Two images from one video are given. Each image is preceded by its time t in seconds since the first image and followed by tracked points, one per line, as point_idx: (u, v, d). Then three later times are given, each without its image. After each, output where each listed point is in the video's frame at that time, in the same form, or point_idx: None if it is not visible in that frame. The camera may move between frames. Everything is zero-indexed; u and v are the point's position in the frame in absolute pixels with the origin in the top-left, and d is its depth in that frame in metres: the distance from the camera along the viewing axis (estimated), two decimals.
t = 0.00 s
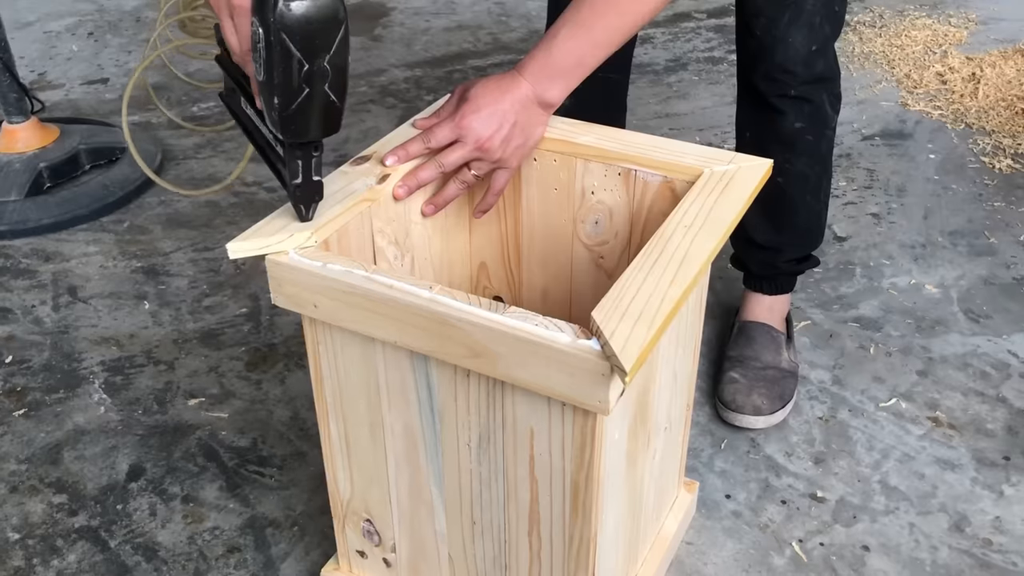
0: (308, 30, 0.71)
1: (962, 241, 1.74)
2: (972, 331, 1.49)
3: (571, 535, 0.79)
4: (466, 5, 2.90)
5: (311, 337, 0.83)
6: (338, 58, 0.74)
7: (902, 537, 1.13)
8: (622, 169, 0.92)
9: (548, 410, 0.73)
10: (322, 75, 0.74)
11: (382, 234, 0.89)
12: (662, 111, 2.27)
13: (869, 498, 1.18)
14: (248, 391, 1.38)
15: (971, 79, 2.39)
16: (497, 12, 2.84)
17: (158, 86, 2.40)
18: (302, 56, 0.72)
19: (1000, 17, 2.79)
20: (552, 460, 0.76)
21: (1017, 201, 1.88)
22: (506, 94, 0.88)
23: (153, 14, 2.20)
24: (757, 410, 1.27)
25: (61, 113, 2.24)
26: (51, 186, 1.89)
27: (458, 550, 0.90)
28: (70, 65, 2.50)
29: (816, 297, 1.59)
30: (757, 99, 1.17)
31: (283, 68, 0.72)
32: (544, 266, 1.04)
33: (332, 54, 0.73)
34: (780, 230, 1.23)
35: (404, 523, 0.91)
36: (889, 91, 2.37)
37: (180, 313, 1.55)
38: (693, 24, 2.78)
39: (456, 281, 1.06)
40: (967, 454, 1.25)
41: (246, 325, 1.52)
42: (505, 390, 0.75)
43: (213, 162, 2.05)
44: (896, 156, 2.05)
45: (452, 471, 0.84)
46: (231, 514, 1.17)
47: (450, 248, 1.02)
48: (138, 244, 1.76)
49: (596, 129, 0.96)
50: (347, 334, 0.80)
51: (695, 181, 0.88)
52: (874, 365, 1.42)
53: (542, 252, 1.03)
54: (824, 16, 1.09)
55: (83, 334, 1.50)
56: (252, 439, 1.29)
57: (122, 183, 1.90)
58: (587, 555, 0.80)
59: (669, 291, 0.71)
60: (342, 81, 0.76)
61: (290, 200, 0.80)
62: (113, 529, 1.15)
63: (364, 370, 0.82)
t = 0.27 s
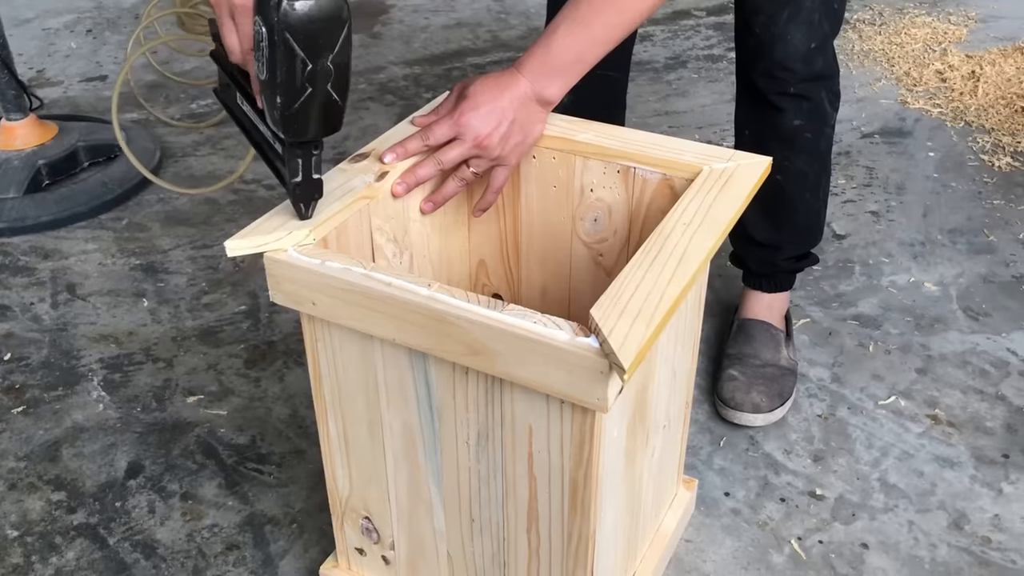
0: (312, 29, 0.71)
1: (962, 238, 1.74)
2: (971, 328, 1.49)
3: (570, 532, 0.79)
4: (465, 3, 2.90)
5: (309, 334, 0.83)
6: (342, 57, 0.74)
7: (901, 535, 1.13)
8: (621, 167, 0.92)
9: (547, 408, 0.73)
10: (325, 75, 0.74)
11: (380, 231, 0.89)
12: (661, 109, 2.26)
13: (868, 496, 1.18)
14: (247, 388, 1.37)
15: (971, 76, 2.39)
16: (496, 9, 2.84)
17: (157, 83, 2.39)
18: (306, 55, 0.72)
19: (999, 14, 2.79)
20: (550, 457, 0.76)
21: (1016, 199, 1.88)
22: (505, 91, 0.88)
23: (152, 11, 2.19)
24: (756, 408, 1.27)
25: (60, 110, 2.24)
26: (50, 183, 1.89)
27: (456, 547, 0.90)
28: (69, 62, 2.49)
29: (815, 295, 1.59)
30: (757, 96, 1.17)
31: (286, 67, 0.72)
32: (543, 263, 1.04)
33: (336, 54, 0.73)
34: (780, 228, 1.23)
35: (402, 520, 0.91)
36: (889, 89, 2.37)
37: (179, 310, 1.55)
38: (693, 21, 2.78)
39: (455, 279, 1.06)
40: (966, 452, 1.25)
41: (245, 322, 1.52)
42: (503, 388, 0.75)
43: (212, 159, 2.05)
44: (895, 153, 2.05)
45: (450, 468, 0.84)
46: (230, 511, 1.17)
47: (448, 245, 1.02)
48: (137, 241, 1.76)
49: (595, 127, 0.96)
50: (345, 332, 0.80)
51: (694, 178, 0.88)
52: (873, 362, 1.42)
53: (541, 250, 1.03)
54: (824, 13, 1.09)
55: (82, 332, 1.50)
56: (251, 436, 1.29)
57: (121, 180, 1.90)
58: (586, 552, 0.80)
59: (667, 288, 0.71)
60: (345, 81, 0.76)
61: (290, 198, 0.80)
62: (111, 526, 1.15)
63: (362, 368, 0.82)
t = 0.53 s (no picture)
0: None
1: (961, 238, 1.75)
2: (971, 328, 1.50)
3: (569, 531, 0.80)
4: (465, 2, 2.90)
5: (310, 333, 0.83)
6: (370, 20, 0.76)
7: (900, 534, 1.13)
8: (621, 166, 0.92)
9: (547, 407, 0.74)
10: (355, 36, 0.75)
11: (381, 231, 0.89)
12: (661, 108, 2.27)
13: (867, 496, 1.19)
14: (248, 387, 1.38)
15: (971, 76, 2.39)
16: (496, 9, 2.84)
17: (157, 83, 2.40)
18: (334, 20, 0.74)
19: (999, 14, 2.79)
20: (550, 456, 0.76)
21: (1016, 198, 1.89)
22: (507, 90, 0.88)
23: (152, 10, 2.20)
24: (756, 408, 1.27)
25: (60, 109, 2.24)
26: (50, 183, 1.89)
27: (456, 546, 0.90)
28: (69, 61, 2.49)
29: (815, 295, 1.59)
30: (757, 96, 1.17)
31: (317, 33, 0.74)
32: (543, 263, 1.04)
33: (363, 17, 0.75)
34: (780, 228, 1.23)
35: (403, 519, 0.92)
36: (889, 89, 2.37)
37: (179, 310, 1.56)
38: (693, 21, 2.78)
39: (455, 278, 1.06)
40: (965, 452, 1.26)
41: (245, 322, 1.52)
42: (504, 387, 0.75)
43: (212, 158, 2.05)
44: (895, 153, 2.05)
45: (450, 467, 0.84)
46: (231, 510, 1.17)
47: (449, 244, 1.02)
48: (138, 240, 1.76)
49: (595, 127, 0.96)
50: (345, 331, 0.80)
51: (694, 179, 0.88)
52: (872, 362, 1.42)
53: (541, 249, 1.03)
54: (825, 13, 1.09)
55: (82, 331, 1.50)
56: (251, 435, 1.29)
57: (121, 179, 1.90)
58: (585, 551, 0.80)
59: (667, 288, 0.71)
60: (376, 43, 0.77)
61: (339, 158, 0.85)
62: (112, 525, 1.15)
63: (363, 367, 0.82)
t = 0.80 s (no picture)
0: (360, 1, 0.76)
1: (962, 238, 1.74)
2: (972, 328, 1.50)
3: (570, 531, 0.79)
4: (466, 2, 2.90)
5: (310, 333, 0.83)
6: (389, 26, 0.79)
7: (901, 534, 1.13)
8: (622, 166, 0.92)
9: (548, 407, 0.74)
10: (375, 42, 0.79)
11: (381, 230, 0.89)
12: (662, 108, 2.26)
13: (868, 495, 1.18)
14: (248, 387, 1.38)
15: (971, 76, 2.39)
16: (497, 8, 2.84)
17: (158, 82, 2.40)
18: (356, 26, 0.77)
19: (1000, 14, 2.79)
20: (551, 456, 0.76)
21: (1017, 198, 1.88)
22: (508, 90, 0.88)
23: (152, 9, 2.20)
24: (757, 409, 1.27)
25: (61, 108, 2.24)
26: (51, 182, 1.89)
27: (456, 546, 0.90)
28: (70, 60, 2.49)
29: (816, 294, 1.59)
30: (758, 95, 1.17)
31: (339, 38, 0.77)
32: (543, 263, 1.04)
33: (384, 23, 0.78)
34: (781, 227, 1.23)
35: (403, 519, 0.92)
36: (890, 88, 2.37)
37: (180, 309, 1.55)
38: (693, 21, 2.78)
39: (456, 277, 1.06)
40: (966, 451, 1.26)
41: (246, 321, 1.52)
42: (504, 387, 0.75)
43: (213, 157, 2.05)
44: (896, 153, 2.05)
45: (451, 467, 0.84)
46: (231, 509, 1.17)
47: (449, 244, 1.02)
48: (138, 240, 1.76)
49: (596, 126, 0.96)
50: (346, 330, 0.80)
51: (694, 178, 0.88)
52: (873, 362, 1.42)
53: (542, 249, 1.03)
54: (826, 12, 1.09)
55: (83, 330, 1.50)
56: (252, 435, 1.29)
57: (122, 178, 1.90)
58: (586, 551, 0.80)
59: (668, 288, 0.71)
60: (393, 48, 0.81)
61: (347, 162, 0.85)
62: (112, 525, 1.15)
63: (363, 366, 0.82)
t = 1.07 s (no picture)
0: None
1: (962, 237, 1.74)
2: (971, 327, 1.50)
3: (570, 529, 0.80)
4: (466, 0, 2.90)
5: (310, 331, 0.83)
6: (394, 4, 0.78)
7: (900, 533, 1.13)
8: (622, 165, 0.92)
9: (547, 405, 0.74)
10: (378, 20, 0.78)
11: (381, 229, 0.89)
12: (662, 107, 2.27)
13: (868, 494, 1.19)
14: (248, 385, 1.38)
15: (971, 75, 2.39)
16: (497, 7, 2.84)
17: (158, 80, 2.40)
18: (359, 2, 0.77)
19: (1000, 13, 2.79)
20: (550, 455, 0.76)
21: (1017, 197, 1.88)
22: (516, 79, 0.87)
23: (153, 7, 2.20)
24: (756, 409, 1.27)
25: (61, 106, 2.24)
26: (51, 180, 1.89)
27: (456, 545, 0.90)
28: (70, 58, 2.49)
29: (816, 293, 1.59)
30: (759, 94, 1.17)
31: (343, 14, 0.77)
32: (543, 262, 1.04)
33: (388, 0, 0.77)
34: (781, 226, 1.23)
35: (402, 517, 0.92)
36: (890, 87, 2.37)
37: (180, 307, 1.56)
38: (693, 20, 2.78)
39: (456, 276, 1.06)
40: (966, 450, 1.26)
41: (246, 319, 1.52)
42: (504, 386, 0.75)
43: (213, 156, 2.05)
44: (896, 152, 2.05)
45: (451, 466, 0.84)
46: (231, 508, 1.17)
47: (449, 243, 1.02)
48: (138, 238, 1.76)
49: (596, 125, 0.96)
50: (346, 329, 0.80)
51: (694, 177, 0.88)
52: (873, 361, 1.42)
53: (542, 248, 1.03)
54: (828, 10, 1.09)
55: (83, 328, 1.51)
56: (252, 433, 1.29)
57: (122, 177, 1.90)
58: (585, 550, 0.80)
59: (668, 287, 0.71)
60: (399, 27, 0.80)
61: (353, 143, 0.87)
62: (112, 523, 1.16)
63: (363, 365, 0.82)
